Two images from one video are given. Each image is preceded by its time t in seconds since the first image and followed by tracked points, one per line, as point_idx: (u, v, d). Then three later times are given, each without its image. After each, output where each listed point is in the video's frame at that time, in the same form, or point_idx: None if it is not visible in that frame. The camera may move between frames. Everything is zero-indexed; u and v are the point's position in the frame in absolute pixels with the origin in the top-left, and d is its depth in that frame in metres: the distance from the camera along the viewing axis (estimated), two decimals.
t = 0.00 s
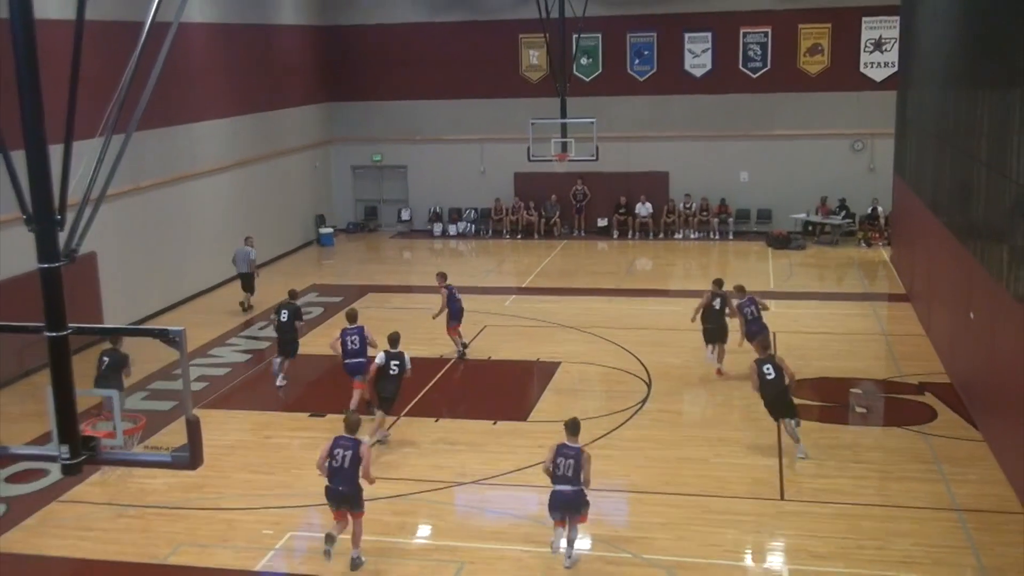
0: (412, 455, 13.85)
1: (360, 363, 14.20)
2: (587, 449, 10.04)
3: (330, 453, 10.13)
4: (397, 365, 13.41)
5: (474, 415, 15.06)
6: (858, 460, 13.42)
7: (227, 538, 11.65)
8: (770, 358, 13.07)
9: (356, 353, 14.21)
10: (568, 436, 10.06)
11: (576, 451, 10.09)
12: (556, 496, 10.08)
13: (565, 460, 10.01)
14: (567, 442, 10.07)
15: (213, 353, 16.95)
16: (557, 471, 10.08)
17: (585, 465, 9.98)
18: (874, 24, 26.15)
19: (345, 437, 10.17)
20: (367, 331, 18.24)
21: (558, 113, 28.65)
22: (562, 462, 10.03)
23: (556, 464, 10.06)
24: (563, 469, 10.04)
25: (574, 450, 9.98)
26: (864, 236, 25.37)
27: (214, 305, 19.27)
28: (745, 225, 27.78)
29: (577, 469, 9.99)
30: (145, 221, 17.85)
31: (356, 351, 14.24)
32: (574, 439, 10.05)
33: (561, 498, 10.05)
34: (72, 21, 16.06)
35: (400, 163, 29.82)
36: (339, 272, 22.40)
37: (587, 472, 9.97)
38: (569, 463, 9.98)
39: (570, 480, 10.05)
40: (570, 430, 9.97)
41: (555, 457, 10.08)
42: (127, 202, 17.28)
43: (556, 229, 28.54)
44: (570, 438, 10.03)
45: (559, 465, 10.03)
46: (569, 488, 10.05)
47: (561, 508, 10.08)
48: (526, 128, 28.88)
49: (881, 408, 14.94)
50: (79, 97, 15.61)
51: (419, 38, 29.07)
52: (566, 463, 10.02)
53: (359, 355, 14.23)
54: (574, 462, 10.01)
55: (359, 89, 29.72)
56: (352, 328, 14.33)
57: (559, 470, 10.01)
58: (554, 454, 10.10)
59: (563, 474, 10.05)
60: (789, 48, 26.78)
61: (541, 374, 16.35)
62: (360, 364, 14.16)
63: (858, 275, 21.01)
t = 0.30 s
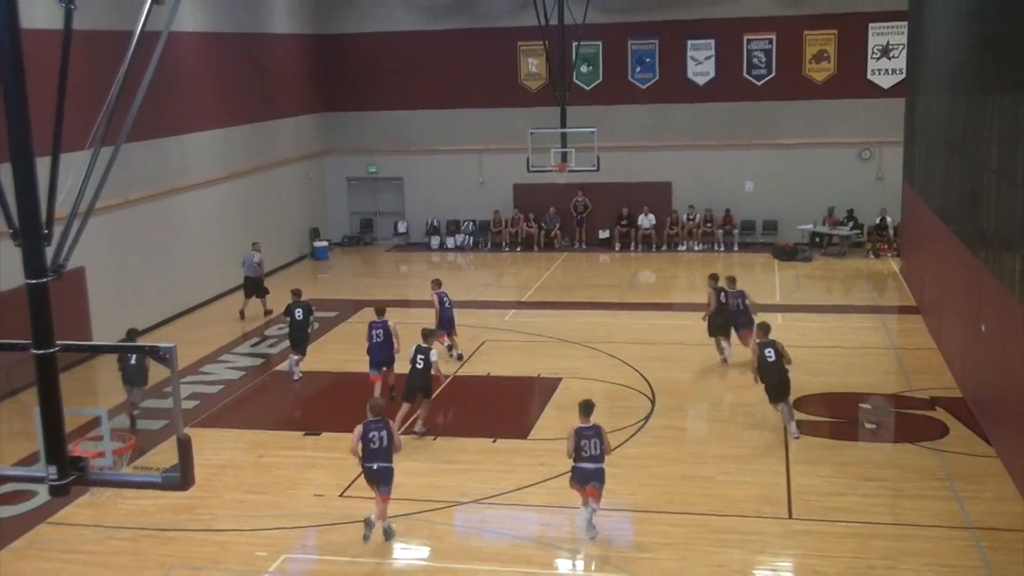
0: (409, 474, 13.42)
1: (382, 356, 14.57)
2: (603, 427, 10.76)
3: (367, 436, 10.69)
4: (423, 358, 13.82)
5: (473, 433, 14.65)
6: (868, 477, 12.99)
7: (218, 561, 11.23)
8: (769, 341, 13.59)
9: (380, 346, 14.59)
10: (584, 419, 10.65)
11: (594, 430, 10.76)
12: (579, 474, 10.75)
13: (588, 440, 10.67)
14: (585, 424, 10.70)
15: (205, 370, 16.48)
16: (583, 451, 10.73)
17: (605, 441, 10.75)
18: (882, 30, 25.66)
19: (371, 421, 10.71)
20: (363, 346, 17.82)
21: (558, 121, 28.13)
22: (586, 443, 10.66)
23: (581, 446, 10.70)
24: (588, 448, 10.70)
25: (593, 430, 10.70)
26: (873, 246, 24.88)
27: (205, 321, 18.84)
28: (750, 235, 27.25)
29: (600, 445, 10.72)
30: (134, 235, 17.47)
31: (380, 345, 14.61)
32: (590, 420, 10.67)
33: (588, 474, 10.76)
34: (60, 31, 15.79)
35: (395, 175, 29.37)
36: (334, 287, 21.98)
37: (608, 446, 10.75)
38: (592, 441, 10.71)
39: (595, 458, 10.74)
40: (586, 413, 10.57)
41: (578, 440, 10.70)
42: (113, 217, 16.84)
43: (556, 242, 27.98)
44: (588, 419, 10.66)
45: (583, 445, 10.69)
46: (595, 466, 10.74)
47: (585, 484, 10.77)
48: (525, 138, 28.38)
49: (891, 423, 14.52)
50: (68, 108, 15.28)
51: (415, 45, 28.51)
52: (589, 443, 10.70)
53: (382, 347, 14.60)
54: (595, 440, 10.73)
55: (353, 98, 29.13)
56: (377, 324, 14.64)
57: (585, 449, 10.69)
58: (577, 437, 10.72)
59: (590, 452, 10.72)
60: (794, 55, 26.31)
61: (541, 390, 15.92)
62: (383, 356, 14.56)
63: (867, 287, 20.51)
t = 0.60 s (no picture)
0: (404, 496, 12.82)
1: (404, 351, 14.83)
2: (618, 413, 10.97)
3: (385, 420, 11.03)
4: (463, 358, 13.63)
5: (470, 452, 14.05)
6: (881, 497, 12.41)
7: None
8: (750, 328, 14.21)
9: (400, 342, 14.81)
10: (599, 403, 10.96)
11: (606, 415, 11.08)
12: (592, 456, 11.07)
13: (598, 424, 10.96)
14: (599, 408, 10.98)
15: (190, 389, 15.86)
16: (592, 434, 11.00)
17: (616, 426, 10.97)
18: (891, 33, 24.88)
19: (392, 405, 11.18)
20: (355, 360, 17.20)
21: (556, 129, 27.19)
22: (595, 427, 10.97)
23: (591, 430, 10.98)
24: (597, 432, 10.98)
25: (605, 415, 10.94)
26: (884, 257, 24.11)
27: (191, 337, 18.20)
28: (756, 247, 26.44)
29: (608, 432, 10.97)
30: (116, 247, 16.90)
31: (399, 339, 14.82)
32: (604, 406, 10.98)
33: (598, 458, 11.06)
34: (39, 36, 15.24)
35: (388, 184, 28.41)
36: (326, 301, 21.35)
37: (618, 431, 10.98)
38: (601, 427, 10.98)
39: (605, 442, 11.03)
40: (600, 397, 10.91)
41: (588, 421, 11.01)
42: (94, 229, 16.26)
43: (556, 253, 27.17)
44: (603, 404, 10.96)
45: (592, 429, 10.98)
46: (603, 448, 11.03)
47: (598, 465, 11.10)
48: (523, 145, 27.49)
49: (904, 440, 13.93)
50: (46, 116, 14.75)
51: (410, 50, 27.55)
52: (599, 427, 10.97)
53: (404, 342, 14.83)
54: (605, 425, 10.96)
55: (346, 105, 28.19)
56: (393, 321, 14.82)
57: (592, 434, 10.96)
58: (588, 421, 11.00)
59: (598, 437, 11.00)
60: (802, 59, 25.46)
61: (540, 407, 15.32)
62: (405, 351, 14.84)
63: (878, 298, 19.82)
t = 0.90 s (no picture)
0: (393, 518, 12.21)
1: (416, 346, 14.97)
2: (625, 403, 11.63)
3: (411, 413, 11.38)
4: (508, 353, 13.59)
5: (463, 472, 13.42)
6: (892, 517, 11.82)
7: None
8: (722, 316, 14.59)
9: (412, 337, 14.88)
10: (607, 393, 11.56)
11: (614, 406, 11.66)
12: (603, 445, 11.57)
13: (611, 414, 11.50)
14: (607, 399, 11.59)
15: (171, 406, 15.24)
16: (606, 425, 11.51)
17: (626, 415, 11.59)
18: (900, 36, 23.79)
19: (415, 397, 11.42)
20: (344, 374, 16.58)
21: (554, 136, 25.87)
22: (610, 416, 11.48)
23: (605, 420, 11.50)
24: (611, 421, 11.51)
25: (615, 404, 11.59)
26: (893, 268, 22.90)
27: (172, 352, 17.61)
28: (762, 257, 25.19)
29: (621, 421, 11.53)
30: (92, 260, 16.37)
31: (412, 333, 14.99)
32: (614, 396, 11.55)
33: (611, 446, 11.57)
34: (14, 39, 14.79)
35: (379, 193, 27.06)
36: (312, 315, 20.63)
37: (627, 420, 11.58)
38: (616, 416, 11.50)
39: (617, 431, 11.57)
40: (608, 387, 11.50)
41: (602, 413, 11.53)
42: (68, 241, 15.76)
43: (552, 264, 25.78)
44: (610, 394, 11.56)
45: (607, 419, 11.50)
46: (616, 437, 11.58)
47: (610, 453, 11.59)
48: (518, 152, 26.16)
49: (916, 458, 13.32)
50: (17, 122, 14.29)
51: (398, 53, 26.29)
52: (612, 417, 11.52)
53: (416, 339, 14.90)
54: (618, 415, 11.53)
55: (332, 112, 26.88)
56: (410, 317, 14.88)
57: (609, 423, 11.47)
58: (601, 412, 11.53)
59: (612, 426, 11.52)
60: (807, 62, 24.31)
61: (535, 426, 14.69)
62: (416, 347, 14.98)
63: (887, 311, 19.13)
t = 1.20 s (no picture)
0: (379, 539, 11.60)
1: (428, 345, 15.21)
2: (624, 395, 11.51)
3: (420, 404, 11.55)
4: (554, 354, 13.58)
5: (454, 491, 12.77)
6: (901, 539, 11.24)
7: None
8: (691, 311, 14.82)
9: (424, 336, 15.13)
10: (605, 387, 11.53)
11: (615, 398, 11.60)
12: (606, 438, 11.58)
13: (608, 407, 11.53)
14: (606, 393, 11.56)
15: (149, 423, 14.60)
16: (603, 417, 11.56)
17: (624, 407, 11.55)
18: (908, 39, 22.98)
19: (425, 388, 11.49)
20: (332, 388, 15.96)
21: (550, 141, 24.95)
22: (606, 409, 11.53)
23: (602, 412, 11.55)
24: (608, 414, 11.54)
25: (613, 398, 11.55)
26: (902, 280, 21.99)
27: (151, 366, 17.00)
28: (764, 268, 24.31)
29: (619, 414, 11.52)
30: (65, 272, 15.89)
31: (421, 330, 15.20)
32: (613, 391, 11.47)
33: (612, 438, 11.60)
34: None
35: (366, 201, 26.09)
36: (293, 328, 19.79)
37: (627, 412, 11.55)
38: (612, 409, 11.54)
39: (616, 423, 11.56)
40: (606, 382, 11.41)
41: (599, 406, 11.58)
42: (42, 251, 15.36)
43: (547, 275, 24.69)
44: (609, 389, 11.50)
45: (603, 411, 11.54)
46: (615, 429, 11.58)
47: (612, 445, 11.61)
48: (513, 159, 25.25)
49: (926, 477, 12.72)
50: None
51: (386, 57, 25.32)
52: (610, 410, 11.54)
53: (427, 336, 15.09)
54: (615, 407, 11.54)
55: (319, 117, 25.91)
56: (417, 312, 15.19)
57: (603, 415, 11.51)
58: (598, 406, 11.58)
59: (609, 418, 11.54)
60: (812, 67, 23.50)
61: (530, 443, 14.04)
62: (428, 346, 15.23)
63: (896, 325, 18.49)
